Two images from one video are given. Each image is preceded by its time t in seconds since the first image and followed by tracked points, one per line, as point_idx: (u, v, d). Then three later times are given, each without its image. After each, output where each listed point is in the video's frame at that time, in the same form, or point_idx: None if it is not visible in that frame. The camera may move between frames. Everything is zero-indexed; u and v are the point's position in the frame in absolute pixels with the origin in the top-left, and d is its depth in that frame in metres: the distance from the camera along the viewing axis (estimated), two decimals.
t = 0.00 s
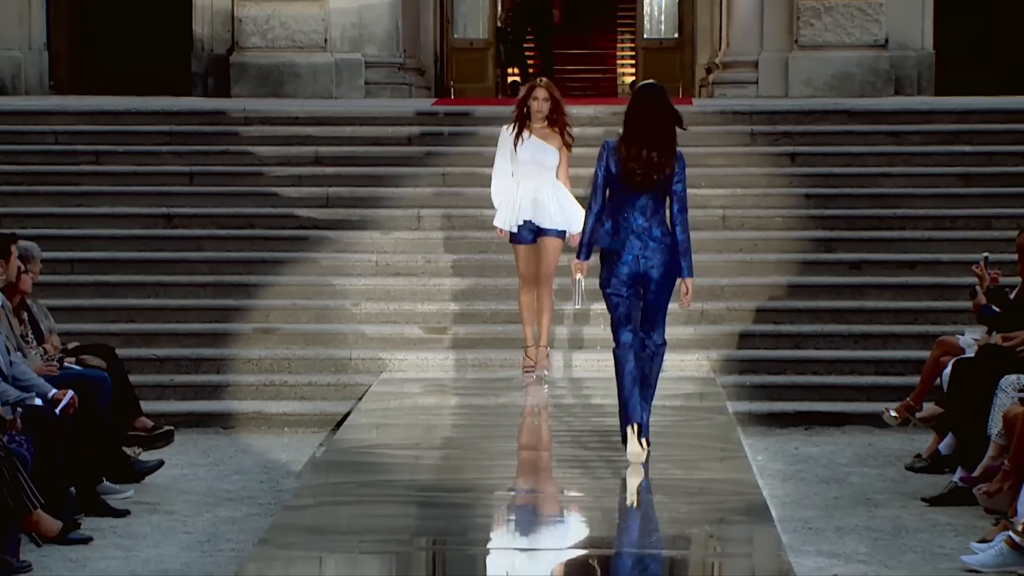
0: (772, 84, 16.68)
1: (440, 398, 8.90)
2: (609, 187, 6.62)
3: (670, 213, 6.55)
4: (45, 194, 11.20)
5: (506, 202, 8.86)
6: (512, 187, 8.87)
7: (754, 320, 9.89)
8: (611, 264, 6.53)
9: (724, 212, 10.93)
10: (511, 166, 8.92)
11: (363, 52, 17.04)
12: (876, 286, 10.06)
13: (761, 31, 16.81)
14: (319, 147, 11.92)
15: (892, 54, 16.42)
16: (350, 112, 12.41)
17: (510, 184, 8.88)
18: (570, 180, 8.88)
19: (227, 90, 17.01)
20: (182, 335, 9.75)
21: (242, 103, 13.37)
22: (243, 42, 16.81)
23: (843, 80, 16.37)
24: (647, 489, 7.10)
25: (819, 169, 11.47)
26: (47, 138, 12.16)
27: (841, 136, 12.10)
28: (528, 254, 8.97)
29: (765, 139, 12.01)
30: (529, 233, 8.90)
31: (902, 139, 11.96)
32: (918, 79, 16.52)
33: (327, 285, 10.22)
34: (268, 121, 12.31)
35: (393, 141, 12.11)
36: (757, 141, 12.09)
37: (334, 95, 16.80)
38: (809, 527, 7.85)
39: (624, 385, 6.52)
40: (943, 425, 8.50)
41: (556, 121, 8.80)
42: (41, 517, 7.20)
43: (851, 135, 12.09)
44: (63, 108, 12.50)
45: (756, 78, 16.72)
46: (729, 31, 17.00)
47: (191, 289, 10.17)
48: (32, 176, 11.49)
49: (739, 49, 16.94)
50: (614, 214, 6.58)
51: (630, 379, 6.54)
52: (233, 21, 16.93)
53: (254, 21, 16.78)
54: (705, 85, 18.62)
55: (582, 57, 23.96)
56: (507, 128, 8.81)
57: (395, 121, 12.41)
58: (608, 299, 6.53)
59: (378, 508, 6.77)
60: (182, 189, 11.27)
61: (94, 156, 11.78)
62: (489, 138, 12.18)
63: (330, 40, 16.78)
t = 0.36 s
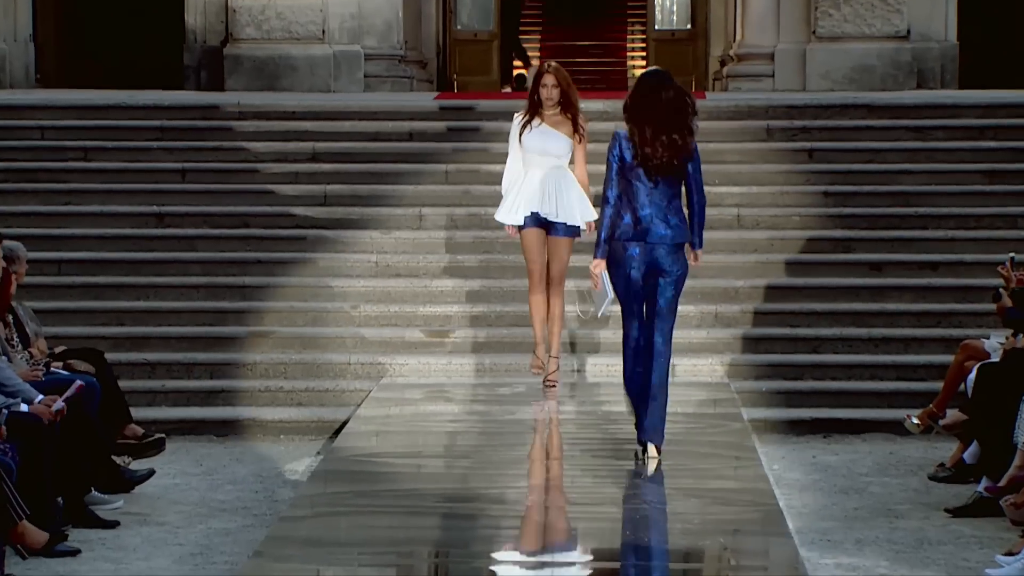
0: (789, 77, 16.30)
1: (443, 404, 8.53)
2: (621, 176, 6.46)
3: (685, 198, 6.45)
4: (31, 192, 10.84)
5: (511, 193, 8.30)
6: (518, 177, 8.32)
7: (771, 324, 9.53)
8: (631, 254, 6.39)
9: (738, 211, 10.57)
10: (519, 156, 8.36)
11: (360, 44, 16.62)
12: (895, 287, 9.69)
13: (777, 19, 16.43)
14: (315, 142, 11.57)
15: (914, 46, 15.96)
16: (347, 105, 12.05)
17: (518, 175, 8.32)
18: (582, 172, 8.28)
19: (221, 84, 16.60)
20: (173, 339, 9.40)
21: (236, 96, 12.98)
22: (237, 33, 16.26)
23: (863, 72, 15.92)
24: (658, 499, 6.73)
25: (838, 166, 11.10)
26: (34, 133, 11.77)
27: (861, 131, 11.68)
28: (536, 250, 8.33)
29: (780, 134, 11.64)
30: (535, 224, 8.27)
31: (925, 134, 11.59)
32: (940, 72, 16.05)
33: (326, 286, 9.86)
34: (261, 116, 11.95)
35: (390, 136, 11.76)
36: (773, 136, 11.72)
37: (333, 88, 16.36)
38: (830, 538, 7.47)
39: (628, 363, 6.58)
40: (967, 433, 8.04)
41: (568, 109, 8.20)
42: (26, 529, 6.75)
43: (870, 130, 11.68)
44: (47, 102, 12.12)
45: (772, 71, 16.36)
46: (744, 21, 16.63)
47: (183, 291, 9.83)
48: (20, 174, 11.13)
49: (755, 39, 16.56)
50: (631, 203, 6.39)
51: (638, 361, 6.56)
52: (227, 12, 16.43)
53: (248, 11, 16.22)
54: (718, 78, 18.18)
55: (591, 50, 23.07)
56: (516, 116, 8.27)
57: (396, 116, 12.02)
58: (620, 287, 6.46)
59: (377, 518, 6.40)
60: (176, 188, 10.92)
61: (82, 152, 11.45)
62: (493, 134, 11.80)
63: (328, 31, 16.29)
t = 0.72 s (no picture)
0: (804, 73, 15.87)
1: (445, 413, 8.15)
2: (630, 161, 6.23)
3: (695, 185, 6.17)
4: (17, 193, 10.49)
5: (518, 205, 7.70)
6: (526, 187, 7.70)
7: (788, 330, 9.16)
8: (636, 241, 6.15)
9: (753, 212, 10.21)
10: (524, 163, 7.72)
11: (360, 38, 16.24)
12: (918, 290, 9.33)
13: (794, 12, 16.00)
14: (312, 140, 11.23)
15: (936, 40, 15.62)
16: (347, 102, 11.73)
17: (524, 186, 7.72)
18: (593, 180, 7.73)
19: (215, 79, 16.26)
20: (162, 346, 9.05)
21: (230, 93, 12.64)
22: (230, 26, 15.91)
23: (883, 67, 15.59)
24: (673, 513, 6.33)
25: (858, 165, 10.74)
26: (21, 131, 11.41)
27: (884, 128, 11.33)
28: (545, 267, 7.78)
29: (798, 132, 11.29)
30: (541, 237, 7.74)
31: (949, 132, 11.23)
32: (964, 65, 15.82)
33: (324, 289, 9.50)
34: (255, 113, 11.61)
35: (389, 133, 11.42)
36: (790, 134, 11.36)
37: (329, 84, 15.98)
38: (852, 553, 7.09)
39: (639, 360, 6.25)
40: (994, 445, 7.56)
41: (576, 112, 7.58)
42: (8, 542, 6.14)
43: (888, 129, 11.33)
44: (31, 97, 11.76)
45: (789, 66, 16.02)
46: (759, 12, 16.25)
47: (174, 295, 9.47)
48: (7, 173, 10.77)
49: (770, 31, 16.13)
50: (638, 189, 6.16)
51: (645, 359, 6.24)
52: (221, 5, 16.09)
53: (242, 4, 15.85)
54: (731, 73, 17.78)
55: (601, 43, 22.75)
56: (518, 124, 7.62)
57: (397, 112, 11.68)
58: (626, 278, 6.19)
59: (374, 534, 6.02)
60: (167, 188, 10.56)
61: (68, 150, 11.07)
62: (498, 132, 11.46)
63: (326, 24, 15.95)
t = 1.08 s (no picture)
0: (826, 66, 15.55)
1: (448, 422, 7.80)
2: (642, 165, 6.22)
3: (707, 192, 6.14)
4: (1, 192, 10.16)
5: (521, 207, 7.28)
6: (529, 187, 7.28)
7: (806, 336, 8.81)
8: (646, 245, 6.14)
9: (771, 212, 9.86)
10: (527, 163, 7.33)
11: (361, 30, 15.87)
12: (943, 293, 8.98)
13: (813, 5, 15.69)
14: (311, 137, 10.88)
15: (963, 32, 15.19)
16: (346, 96, 11.40)
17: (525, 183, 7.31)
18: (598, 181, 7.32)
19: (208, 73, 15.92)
20: (151, 352, 8.73)
21: (226, 88, 12.29)
22: (225, 18, 15.63)
23: (907, 59, 15.14)
24: (690, 526, 5.97)
25: (880, 163, 10.39)
26: (7, 126, 11.07)
27: (907, 125, 10.97)
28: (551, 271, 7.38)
29: (819, 129, 10.95)
30: (550, 244, 7.29)
31: (976, 128, 10.89)
32: (993, 58, 15.28)
33: (322, 291, 9.16)
34: (252, 107, 11.30)
35: (391, 130, 11.08)
36: (811, 130, 11.01)
37: (327, 78, 15.60)
38: (877, 565, 6.72)
39: (653, 366, 6.21)
40: (1021, 456, 7.03)
41: (583, 108, 7.20)
42: None
43: (908, 126, 10.98)
44: (18, 92, 11.40)
45: (808, 60, 15.65)
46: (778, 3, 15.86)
47: (165, 299, 9.14)
48: None
49: (788, 24, 15.84)
50: (650, 194, 6.17)
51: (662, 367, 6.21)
52: None
53: None
54: (748, 65, 17.36)
55: (609, 35, 21.90)
56: (522, 116, 7.22)
57: (398, 107, 11.34)
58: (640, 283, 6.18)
59: (373, 548, 5.67)
60: (157, 186, 10.23)
61: (55, 147, 10.74)
62: (504, 129, 11.12)
63: (324, 16, 15.60)
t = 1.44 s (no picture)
0: (841, 62, 15.19)
1: (448, 433, 7.49)
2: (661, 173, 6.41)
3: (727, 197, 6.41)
4: None
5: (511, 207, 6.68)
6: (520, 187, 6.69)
7: (819, 343, 8.51)
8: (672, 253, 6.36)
9: (783, 215, 9.55)
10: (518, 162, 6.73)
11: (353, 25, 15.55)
12: (962, 299, 8.66)
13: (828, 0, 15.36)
14: (304, 136, 10.58)
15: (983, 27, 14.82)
16: (338, 94, 11.13)
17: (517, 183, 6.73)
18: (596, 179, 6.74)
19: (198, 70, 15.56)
20: (138, 360, 8.43)
21: (218, 86, 11.99)
22: (214, 13, 15.23)
23: (926, 57, 14.76)
24: (698, 543, 5.65)
25: (897, 163, 10.07)
26: None
27: (925, 124, 10.65)
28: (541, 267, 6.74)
29: (833, 130, 10.64)
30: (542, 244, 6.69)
31: (996, 127, 10.57)
32: (1014, 55, 15.00)
33: (317, 296, 8.85)
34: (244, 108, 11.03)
35: (389, 130, 10.79)
36: (825, 130, 10.70)
37: (321, 74, 15.26)
38: None
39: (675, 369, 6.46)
40: None
41: (580, 102, 6.64)
42: None
43: (926, 125, 10.65)
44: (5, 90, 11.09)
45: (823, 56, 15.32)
46: None
47: (152, 305, 8.84)
48: None
49: (801, 20, 15.50)
50: (673, 201, 6.36)
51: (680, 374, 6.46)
52: None
53: None
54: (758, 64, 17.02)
55: (615, 31, 21.47)
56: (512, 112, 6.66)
57: (394, 105, 11.07)
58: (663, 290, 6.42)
59: (364, 565, 5.35)
60: (145, 189, 9.93)
61: (36, 147, 10.41)
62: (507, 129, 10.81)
63: (317, 10, 15.26)
